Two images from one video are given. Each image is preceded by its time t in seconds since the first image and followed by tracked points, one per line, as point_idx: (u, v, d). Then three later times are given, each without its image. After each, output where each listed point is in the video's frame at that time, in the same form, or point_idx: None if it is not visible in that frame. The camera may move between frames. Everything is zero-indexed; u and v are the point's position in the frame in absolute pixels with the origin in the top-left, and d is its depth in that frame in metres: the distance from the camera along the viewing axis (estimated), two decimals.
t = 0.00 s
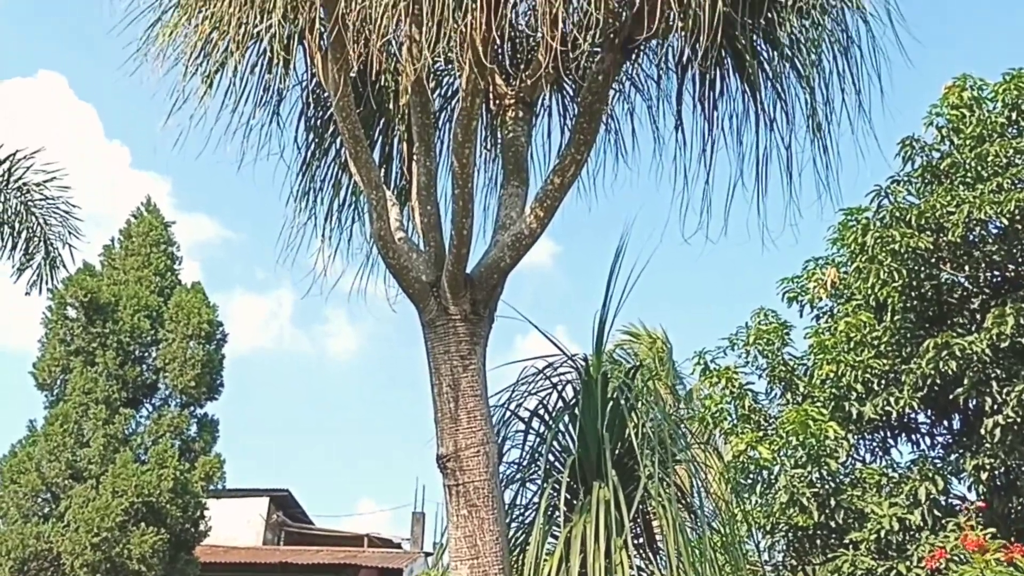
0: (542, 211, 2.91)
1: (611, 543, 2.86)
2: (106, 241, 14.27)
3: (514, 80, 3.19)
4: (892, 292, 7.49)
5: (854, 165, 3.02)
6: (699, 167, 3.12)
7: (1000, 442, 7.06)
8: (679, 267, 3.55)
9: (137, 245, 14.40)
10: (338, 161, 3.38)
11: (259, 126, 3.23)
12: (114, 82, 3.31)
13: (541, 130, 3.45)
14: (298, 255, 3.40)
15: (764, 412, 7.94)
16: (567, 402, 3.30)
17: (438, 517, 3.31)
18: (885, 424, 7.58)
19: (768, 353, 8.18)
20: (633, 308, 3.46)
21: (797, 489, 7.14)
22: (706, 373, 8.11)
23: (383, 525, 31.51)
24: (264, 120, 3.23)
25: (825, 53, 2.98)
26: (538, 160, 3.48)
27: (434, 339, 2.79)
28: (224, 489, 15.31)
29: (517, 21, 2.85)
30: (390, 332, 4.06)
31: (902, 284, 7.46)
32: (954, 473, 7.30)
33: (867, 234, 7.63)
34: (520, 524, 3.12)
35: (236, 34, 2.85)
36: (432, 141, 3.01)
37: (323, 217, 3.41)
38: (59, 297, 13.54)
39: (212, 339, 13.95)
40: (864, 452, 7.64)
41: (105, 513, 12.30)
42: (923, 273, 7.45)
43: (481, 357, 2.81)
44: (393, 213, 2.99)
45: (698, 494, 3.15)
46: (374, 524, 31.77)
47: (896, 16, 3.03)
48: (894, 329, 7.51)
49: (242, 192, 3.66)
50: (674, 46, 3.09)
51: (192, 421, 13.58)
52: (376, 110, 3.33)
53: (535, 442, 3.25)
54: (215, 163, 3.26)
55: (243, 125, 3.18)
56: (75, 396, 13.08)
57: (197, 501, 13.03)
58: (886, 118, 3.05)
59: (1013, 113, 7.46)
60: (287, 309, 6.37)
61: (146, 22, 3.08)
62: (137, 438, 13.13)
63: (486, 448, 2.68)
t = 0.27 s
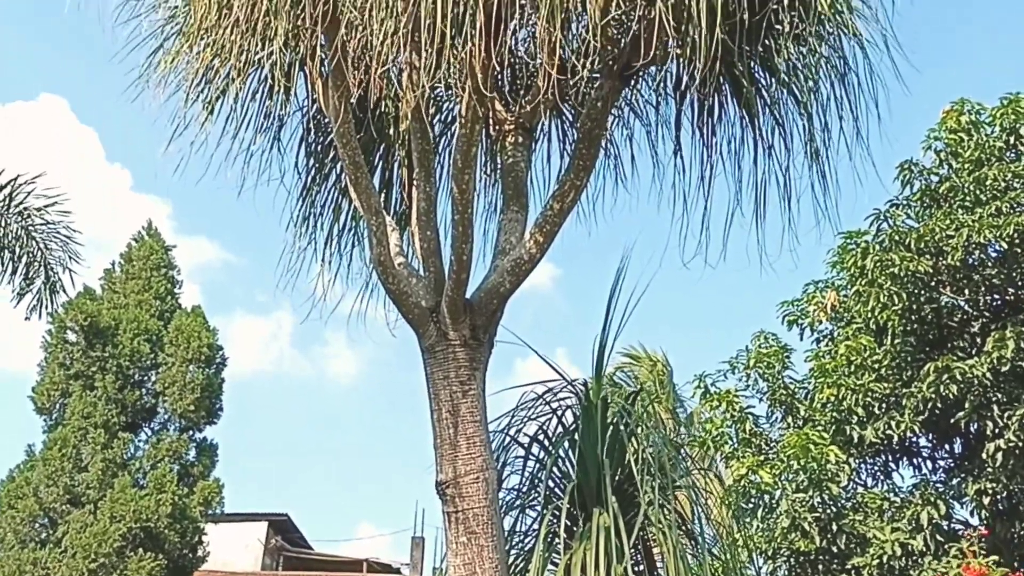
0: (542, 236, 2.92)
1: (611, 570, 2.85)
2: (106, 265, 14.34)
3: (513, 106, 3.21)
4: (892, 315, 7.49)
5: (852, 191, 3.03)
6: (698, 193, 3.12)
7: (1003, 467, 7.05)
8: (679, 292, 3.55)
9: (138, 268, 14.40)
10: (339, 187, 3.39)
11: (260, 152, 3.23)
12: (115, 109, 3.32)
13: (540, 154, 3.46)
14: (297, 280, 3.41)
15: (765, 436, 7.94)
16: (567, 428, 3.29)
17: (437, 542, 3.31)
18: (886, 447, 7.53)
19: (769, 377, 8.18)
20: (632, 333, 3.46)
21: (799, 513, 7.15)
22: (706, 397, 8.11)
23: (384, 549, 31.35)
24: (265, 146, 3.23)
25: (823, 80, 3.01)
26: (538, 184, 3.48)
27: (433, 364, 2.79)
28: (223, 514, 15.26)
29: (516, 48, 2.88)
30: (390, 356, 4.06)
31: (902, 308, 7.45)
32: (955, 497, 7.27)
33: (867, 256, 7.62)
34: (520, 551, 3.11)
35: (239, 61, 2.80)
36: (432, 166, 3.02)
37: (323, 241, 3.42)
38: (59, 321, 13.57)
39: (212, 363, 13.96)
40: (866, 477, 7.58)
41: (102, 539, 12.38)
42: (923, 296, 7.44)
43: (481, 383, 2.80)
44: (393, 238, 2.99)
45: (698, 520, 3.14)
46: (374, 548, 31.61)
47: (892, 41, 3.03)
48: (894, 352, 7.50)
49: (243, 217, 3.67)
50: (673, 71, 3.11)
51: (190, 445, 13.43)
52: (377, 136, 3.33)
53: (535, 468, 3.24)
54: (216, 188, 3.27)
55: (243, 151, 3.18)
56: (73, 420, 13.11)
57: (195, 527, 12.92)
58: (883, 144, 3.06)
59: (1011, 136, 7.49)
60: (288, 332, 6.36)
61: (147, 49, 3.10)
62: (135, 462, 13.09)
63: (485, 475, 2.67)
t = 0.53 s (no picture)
0: (540, 265, 2.93)
1: None
2: (108, 292, 14.33)
3: (513, 134, 3.23)
4: (892, 342, 7.48)
5: (849, 220, 3.05)
6: (696, 221, 3.14)
7: (1005, 494, 7.00)
8: (677, 319, 3.55)
9: (138, 295, 14.43)
10: (339, 215, 3.41)
11: (260, 181, 3.24)
12: (116, 137, 3.34)
13: (540, 181, 3.48)
14: (297, 307, 3.43)
15: (766, 463, 7.96)
16: (566, 456, 3.29)
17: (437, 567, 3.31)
18: (888, 475, 7.51)
19: (769, 404, 8.17)
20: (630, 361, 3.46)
21: (800, 542, 7.13)
22: (706, 424, 8.11)
23: None
24: (266, 175, 3.24)
25: (819, 109, 3.02)
26: (538, 211, 3.49)
27: (432, 392, 2.79)
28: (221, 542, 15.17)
29: (515, 77, 2.94)
30: (389, 382, 4.06)
31: (902, 334, 7.45)
32: (958, 525, 7.26)
33: (865, 282, 7.65)
34: None
35: (240, 92, 2.81)
36: (431, 196, 3.03)
37: (323, 269, 3.43)
38: (59, 348, 13.57)
39: (211, 391, 13.95)
40: (867, 504, 7.59)
41: (99, 568, 12.30)
42: (923, 322, 7.42)
43: (480, 412, 2.80)
44: (392, 266, 3.00)
45: (699, 550, 3.14)
46: None
47: (889, 73, 3.06)
48: (894, 379, 7.49)
49: (243, 246, 3.69)
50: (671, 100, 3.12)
51: (190, 472, 13.49)
52: (377, 165, 3.35)
53: (535, 496, 3.24)
54: (216, 218, 3.29)
55: (244, 180, 3.19)
56: (72, 448, 13.10)
57: (193, 555, 12.81)
58: (880, 174, 3.09)
59: (1009, 163, 7.49)
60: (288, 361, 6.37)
61: (150, 80, 3.12)
62: (134, 490, 13.10)
63: (484, 505, 2.67)
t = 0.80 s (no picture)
0: (539, 291, 2.92)
1: None
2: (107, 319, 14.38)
3: (512, 162, 3.23)
4: (893, 368, 7.46)
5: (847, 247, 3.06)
6: (695, 247, 3.14)
7: (1007, 521, 7.00)
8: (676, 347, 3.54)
9: (138, 321, 14.45)
10: (338, 242, 3.40)
11: (260, 208, 3.25)
12: (116, 165, 3.34)
13: (539, 208, 3.48)
14: (297, 333, 3.44)
15: (767, 490, 7.95)
16: (565, 484, 3.26)
17: None
18: (889, 502, 7.48)
19: (770, 430, 8.15)
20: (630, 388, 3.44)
21: (801, 570, 7.14)
22: (707, 450, 8.06)
23: None
24: (266, 202, 3.24)
25: (817, 137, 3.03)
26: (537, 238, 3.51)
27: (431, 420, 2.78)
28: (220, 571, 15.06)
29: (513, 105, 2.96)
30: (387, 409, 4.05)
31: (903, 360, 7.43)
32: (961, 553, 7.19)
33: (866, 308, 7.61)
34: None
35: (240, 121, 2.81)
36: (430, 223, 3.03)
37: (322, 296, 3.43)
38: (58, 374, 13.57)
39: (210, 418, 13.94)
40: (869, 531, 7.56)
41: None
42: (923, 348, 7.42)
43: (479, 439, 2.80)
44: (391, 293, 3.00)
45: None
46: None
47: (887, 102, 3.06)
48: (895, 406, 7.46)
49: (242, 272, 3.70)
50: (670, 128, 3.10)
51: (188, 500, 13.50)
52: (377, 193, 3.36)
53: (534, 524, 3.22)
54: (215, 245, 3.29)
55: (243, 208, 3.19)
56: (69, 475, 13.10)
57: None
58: (877, 202, 3.10)
59: (1007, 191, 7.50)
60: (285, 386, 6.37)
61: (150, 108, 3.11)
62: (131, 518, 13.13)
63: (482, 534, 2.66)
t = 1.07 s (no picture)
0: (537, 315, 2.91)
1: None
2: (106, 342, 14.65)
3: (511, 187, 3.21)
4: (892, 391, 7.44)
5: (844, 271, 3.05)
6: (693, 272, 3.15)
7: (1010, 547, 6.91)
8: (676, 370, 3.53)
9: (136, 345, 14.65)
10: (336, 266, 3.42)
11: (258, 232, 3.25)
12: (115, 190, 3.33)
13: (538, 232, 3.49)
14: (294, 357, 3.44)
15: (768, 514, 7.90)
16: (563, 510, 3.24)
17: None
18: (890, 526, 7.44)
19: (770, 454, 8.11)
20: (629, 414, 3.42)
21: None
22: (708, 474, 8.03)
23: None
24: (263, 226, 3.25)
25: (813, 162, 3.02)
26: (536, 261, 3.51)
27: (427, 445, 2.77)
28: None
29: (510, 130, 2.91)
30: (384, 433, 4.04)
31: (902, 384, 7.41)
32: None
33: (865, 331, 7.58)
34: None
35: (237, 145, 2.82)
36: (428, 247, 3.02)
37: (319, 320, 3.44)
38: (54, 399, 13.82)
39: (206, 442, 14.05)
40: (871, 556, 7.51)
41: None
42: (923, 372, 7.39)
43: (476, 464, 2.78)
44: (389, 318, 3.00)
45: None
46: None
47: (882, 127, 3.06)
48: (896, 429, 7.42)
49: (239, 295, 3.70)
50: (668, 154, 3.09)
51: (183, 525, 13.56)
52: (374, 217, 3.36)
53: (532, 551, 3.19)
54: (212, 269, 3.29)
55: (241, 232, 3.19)
56: (66, 500, 13.33)
57: None
58: (874, 226, 3.09)
59: (1004, 214, 7.50)
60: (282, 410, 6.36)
61: (149, 132, 3.10)
62: (127, 543, 13.21)
63: (480, 560, 2.64)
